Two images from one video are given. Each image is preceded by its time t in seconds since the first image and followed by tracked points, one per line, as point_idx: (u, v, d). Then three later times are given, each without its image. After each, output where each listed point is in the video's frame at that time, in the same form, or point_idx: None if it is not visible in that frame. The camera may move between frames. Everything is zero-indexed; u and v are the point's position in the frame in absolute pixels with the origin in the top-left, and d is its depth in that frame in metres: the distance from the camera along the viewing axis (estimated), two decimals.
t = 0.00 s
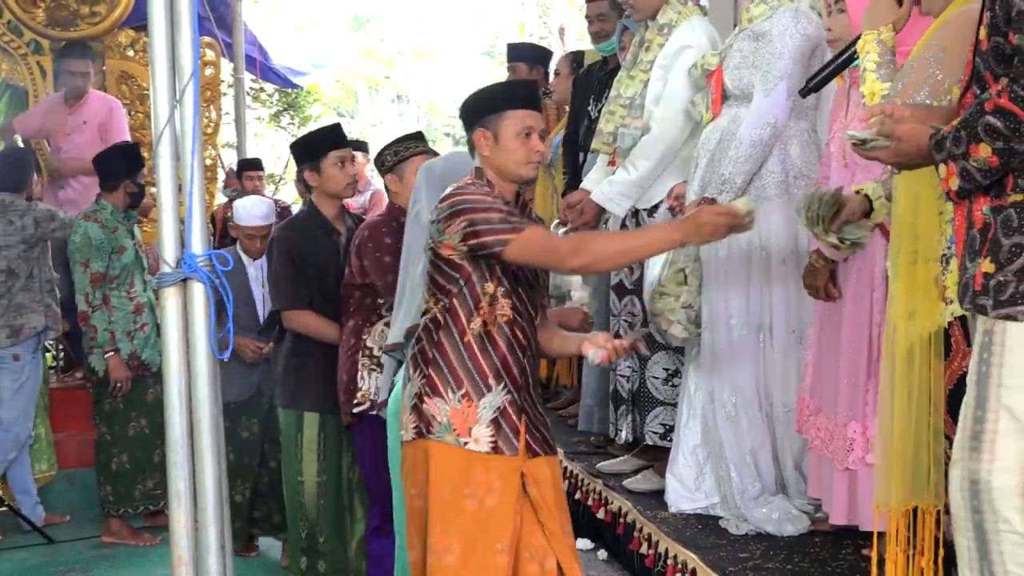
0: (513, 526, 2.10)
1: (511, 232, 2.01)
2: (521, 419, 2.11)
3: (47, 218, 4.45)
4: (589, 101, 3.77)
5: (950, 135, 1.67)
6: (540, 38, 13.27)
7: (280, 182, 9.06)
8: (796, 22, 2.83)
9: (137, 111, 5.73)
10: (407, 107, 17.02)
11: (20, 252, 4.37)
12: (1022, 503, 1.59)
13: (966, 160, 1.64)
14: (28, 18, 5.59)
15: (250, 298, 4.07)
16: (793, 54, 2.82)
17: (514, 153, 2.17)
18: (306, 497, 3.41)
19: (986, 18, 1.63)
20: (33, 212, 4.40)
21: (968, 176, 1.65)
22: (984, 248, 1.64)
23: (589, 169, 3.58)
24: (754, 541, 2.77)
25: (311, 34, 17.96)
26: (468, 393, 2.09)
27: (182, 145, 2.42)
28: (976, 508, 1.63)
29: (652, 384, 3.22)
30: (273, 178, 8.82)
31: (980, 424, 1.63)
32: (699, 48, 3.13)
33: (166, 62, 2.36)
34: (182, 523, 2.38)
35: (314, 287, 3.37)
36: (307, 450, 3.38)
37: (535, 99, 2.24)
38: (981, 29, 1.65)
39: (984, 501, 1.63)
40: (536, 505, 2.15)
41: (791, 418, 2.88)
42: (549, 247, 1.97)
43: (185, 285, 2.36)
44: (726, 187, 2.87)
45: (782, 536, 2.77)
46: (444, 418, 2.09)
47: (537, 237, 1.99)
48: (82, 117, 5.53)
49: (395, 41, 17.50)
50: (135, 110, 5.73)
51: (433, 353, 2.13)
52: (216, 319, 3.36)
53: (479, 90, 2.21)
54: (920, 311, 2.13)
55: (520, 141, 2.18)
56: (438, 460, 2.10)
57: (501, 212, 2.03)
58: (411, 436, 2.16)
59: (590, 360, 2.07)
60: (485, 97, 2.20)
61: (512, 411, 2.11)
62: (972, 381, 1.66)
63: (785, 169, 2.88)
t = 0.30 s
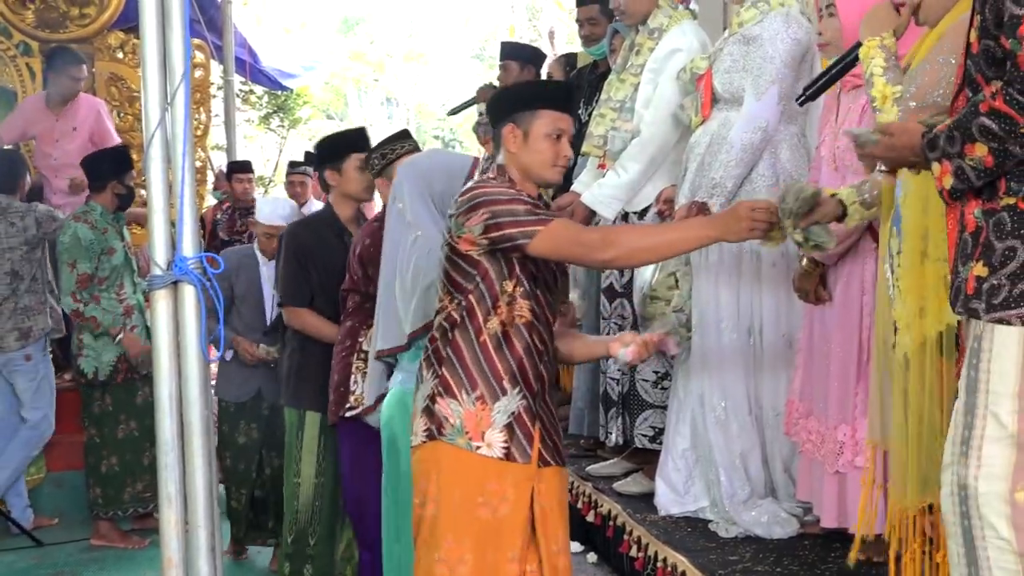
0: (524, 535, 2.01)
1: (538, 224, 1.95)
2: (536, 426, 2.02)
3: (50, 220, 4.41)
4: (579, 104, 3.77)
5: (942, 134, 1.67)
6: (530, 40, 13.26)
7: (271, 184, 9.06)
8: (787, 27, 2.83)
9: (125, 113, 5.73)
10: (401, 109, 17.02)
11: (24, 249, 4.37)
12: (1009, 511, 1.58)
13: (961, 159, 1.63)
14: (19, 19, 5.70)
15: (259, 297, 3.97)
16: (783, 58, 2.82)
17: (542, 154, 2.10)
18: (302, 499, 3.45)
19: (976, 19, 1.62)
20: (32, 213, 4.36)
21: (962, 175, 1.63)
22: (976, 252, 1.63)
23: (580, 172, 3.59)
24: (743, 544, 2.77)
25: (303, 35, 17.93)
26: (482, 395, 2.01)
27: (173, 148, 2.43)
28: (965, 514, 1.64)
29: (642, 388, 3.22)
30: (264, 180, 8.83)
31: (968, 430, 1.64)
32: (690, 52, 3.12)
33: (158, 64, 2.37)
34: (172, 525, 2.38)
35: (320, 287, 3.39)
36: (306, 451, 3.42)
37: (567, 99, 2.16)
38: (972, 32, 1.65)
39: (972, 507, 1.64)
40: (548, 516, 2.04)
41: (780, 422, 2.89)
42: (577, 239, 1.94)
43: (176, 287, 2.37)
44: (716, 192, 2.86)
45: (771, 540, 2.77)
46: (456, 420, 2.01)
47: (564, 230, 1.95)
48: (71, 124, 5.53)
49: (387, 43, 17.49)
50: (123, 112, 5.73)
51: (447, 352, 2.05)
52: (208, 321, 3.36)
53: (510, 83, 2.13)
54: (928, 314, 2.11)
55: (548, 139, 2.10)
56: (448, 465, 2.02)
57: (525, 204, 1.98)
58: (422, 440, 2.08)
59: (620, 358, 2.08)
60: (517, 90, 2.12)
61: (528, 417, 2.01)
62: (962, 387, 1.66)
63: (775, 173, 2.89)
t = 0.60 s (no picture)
0: (530, 552, 1.95)
1: (533, 232, 1.91)
2: (543, 442, 1.96)
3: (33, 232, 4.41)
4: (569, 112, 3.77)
5: (929, 130, 1.67)
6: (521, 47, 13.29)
7: (261, 190, 9.05)
8: (779, 34, 2.84)
9: (116, 117, 5.81)
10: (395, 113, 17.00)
11: (12, 258, 4.36)
12: None
13: (948, 155, 1.64)
14: (8, 23, 5.70)
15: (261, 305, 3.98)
16: (775, 66, 2.83)
17: (531, 178, 2.01)
18: (305, 497, 3.49)
19: (964, 17, 1.63)
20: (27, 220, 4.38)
21: (947, 173, 1.64)
22: (964, 253, 1.64)
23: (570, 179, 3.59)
24: (732, 550, 2.77)
25: (294, 41, 17.94)
26: (487, 412, 1.94)
27: (164, 154, 2.45)
28: (982, 520, 1.62)
29: (632, 394, 3.22)
30: (253, 187, 8.82)
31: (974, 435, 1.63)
32: (681, 60, 3.14)
33: (149, 71, 2.39)
34: (161, 531, 2.40)
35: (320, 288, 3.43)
36: (308, 448, 3.48)
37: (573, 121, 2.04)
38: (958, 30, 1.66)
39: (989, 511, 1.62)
40: (547, 536, 1.97)
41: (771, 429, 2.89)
42: (572, 246, 1.89)
43: (166, 293, 2.40)
44: (709, 199, 2.85)
45: (760, 546, 2.77)
46: (462, 439, 1.95)
47: (558, 238, 1.91)
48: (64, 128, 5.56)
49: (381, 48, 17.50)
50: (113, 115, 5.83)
51: (448, 369, 1.99)
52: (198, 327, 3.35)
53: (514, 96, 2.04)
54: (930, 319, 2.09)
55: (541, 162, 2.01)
56: (450, 484, 1.97)
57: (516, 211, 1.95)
58: (425, 461, 2.01)
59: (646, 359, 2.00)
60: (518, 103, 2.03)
61: (535, 431, 1.95)
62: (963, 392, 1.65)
63: (767, 180, 2.88)
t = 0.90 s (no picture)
0: None
1: (487, 297, 1.73)
2: (538, 488, 1.81)
3: (22, 246, 4.40)
4: (561, 121, 3.75)
5: (913, 132, 1.70)
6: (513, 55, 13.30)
7: (251, 198, 9.05)
8: (770, 43, 2.86)
9: (107, 125, 5.84)
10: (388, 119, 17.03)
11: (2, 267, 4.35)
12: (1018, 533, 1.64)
13: (929, 160, 1.67)
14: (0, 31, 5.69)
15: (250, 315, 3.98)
16: (766, 76, 2.84)
17: (509, 199, 1.88)
18: (298, 505, 3.54)
19: (954, 27, 1.69)
20: (16, 234, 4.37)
21: (928, 178, 1.68)
22: (952, 267, 1.69)
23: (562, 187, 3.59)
24: (722, 559, 2.77)
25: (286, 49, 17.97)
26: (477, 463, 1.78)
27: (155, 161, 2.47)
28: (975, 538, 1.69)
29: (622, 402, 3.23)
30: (245, 195, 8.83)
31: (966, 454, 1.69)
32: (673, 69, 3.14)
33: (141, 80, 2.42)
34: (152, 539, 2.42)
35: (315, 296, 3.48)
36: (304, 461, 3.52)
37: (534, 134, 2.00)
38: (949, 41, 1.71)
39: (980, 529, 1.69)
40: None
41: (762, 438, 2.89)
42: (524, 318, 1.72)
43: (156, 301, 2.42)
44: (702, 209, 2.85)
45: (750, 555, 2.77)
46: (451, 494, 1.78)
47: (511, 308, 1.73)
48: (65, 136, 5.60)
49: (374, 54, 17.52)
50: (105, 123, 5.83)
51: (429, 422, 1.81)
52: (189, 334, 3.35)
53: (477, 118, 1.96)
54: (924, 328, 2.09)
55: (514, 184, 1.89)
56: (441, 542, 1.80)
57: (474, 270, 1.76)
58: (415, 521, 1.84)
59: (660, 365, 1.86)
60: (480, 124, 1.96)
61: (529, 477, 1.80)
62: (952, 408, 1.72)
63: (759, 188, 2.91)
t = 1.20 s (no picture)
0: None
1: (446, 343, 1.75)
2: (502, 549, 1.81)
3: (17, 255, 4.37)
4: (550, 131, 3.76)
5: (909, 156, 1.71)
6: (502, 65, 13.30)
7: (242, 207, 9.06)
8: (756, 54, 2.87)
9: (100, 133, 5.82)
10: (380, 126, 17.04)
11: None
12: (995, 555, 1.61)
13: (926, 185, 1.67)
14: None
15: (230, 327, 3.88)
16: (752, 85, 2.86)
17: (463, 228, 1.89)
18: (291, 523, 3.58)
19: (947, 46, 1.69)
20: (9, 243, 4.35)
21: (925, 203, 1.68)
22: (944, 286, 1.67)
23: (552, 197, 3.60)
24: (711, 568, 2.78)
25: (276, 58, 17.99)
26: (435, 523, 1.78)
27: (145, 170, 2.47)
28: (949, 557, 1.66)
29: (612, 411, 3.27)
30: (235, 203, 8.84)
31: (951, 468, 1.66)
32: (663, 79, 3.16)
33: (131, 88, 2.43)
34: (141, 549, 2.41)
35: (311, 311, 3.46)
36: (295, 477, 3.56)
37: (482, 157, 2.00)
38: (941, 58, 1.71)
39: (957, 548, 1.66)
40: None
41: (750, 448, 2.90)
42: (488, 359, 1.71)
43: (146, 310, 2.42)
44: (688, 219, 2.87)
45: (740, 563, 2.78)
46: (407, 556, 1.77)
47: (473, 348, 1.73)
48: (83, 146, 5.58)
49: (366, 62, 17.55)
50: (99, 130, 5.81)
51: (387, 478, 1.81)
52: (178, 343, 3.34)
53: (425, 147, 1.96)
54: (909, 338, 2.11)
55: (467, 215, 1.90)
56: None
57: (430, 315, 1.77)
58: None
59: (620, 420, 1.79)
60: (427, 154, 1.96)
61: (491, 539, 1.80)
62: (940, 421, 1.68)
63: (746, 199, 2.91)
